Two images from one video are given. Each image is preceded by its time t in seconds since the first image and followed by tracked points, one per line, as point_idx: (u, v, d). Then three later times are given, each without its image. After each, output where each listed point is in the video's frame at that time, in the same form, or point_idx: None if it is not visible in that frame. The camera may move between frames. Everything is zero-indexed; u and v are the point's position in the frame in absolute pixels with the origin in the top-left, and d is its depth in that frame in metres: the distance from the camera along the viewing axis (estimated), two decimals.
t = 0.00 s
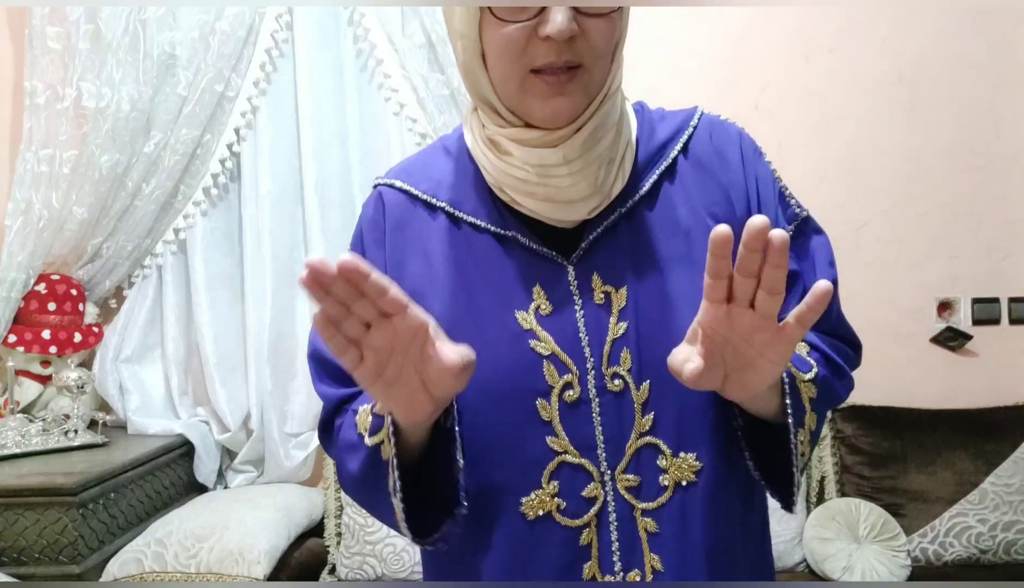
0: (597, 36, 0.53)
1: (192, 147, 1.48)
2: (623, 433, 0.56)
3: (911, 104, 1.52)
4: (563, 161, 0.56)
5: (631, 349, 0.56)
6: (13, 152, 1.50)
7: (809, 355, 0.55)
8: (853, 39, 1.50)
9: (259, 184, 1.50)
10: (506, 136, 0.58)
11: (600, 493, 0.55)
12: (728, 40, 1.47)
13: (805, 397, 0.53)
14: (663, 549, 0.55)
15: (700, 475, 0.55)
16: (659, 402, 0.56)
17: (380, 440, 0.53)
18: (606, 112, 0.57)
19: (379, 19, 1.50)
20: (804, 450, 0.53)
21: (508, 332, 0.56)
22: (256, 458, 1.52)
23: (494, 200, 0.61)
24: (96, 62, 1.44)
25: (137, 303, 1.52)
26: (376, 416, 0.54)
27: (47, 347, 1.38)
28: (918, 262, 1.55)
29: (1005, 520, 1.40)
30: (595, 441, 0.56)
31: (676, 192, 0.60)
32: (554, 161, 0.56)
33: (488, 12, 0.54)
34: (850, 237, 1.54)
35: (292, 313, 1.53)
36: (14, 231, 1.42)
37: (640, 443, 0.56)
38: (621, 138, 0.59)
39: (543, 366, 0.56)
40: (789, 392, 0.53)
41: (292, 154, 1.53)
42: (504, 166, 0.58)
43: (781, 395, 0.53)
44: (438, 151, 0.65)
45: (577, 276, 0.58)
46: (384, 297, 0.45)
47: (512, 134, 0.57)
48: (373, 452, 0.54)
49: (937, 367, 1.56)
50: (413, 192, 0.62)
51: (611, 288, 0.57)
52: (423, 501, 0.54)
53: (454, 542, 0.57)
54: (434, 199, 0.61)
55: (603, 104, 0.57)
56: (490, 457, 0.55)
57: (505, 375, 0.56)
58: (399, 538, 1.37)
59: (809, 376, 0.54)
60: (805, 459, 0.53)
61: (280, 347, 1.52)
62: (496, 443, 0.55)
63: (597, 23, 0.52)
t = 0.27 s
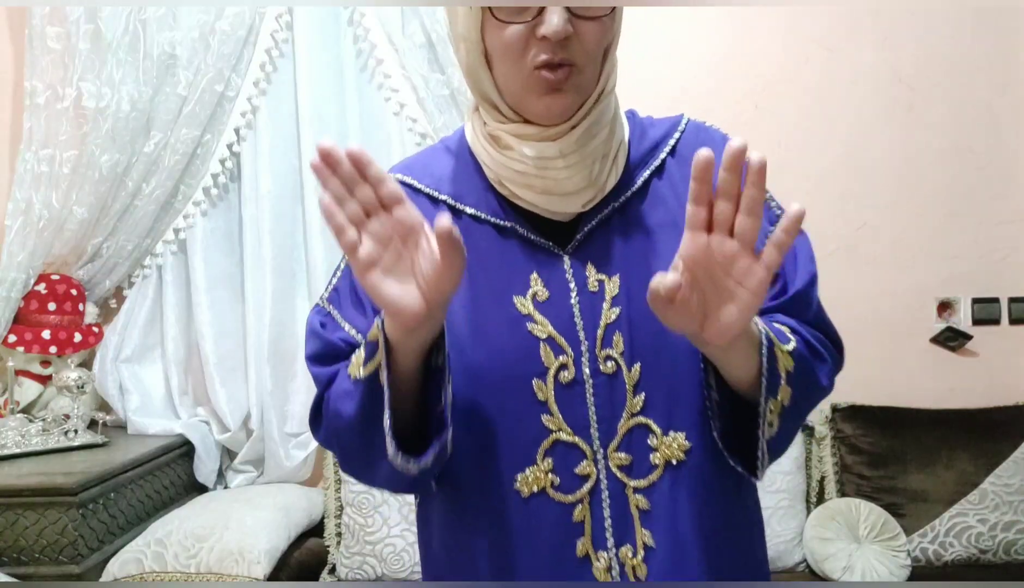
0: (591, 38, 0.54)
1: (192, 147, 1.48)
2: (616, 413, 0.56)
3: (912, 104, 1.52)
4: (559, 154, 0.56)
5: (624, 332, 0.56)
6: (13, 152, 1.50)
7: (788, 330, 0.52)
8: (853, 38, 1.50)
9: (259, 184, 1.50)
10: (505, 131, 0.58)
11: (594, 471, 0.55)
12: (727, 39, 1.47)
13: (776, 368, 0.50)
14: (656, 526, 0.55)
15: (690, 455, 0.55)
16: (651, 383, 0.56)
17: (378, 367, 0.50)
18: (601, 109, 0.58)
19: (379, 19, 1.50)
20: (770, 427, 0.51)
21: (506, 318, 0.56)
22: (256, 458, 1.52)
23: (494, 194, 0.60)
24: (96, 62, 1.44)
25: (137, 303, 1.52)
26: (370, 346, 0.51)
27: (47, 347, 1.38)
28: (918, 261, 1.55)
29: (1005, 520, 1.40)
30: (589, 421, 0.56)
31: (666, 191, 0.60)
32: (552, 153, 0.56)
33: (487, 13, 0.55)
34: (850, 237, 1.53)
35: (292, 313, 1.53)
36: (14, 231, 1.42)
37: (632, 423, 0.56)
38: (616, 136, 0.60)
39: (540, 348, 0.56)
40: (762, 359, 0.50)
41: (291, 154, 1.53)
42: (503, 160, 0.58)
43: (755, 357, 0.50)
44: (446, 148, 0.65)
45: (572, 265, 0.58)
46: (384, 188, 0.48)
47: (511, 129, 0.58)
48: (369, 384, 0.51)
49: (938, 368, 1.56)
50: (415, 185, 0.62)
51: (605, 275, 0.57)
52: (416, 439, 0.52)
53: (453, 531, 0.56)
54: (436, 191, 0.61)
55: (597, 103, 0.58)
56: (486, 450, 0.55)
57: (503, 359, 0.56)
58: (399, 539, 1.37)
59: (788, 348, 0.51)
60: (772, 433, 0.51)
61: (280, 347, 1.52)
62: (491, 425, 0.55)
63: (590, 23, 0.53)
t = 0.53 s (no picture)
0: (595, 47, 0.61)
1: (192, 147, 1.48)
2: (602, 377, 0.59)
3: (911, 104, 1.52)
4: (563, 146, 0.63)
5: (614, 305, 0.60)
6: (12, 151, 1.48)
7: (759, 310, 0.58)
8: (855, 37, 1.49)
9: (259, 184, 1.51)
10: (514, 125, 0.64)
11: (578, 429, 0.58)
12: (728, 39, 1.47)
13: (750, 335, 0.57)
14: (634, 486, 0.58)
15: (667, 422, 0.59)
16: (637, 352, 0.60)
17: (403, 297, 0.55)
18: (601, 113, 0.65)
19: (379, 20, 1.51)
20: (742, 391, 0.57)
21: (507, 284, 0.60)
22: (255, 458, 1.50)
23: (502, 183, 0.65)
24: (96, 62, 1.45)
25: (138, 303, 1.52)
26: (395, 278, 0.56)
27: (47, 347, 1.35)
28: (916, 261, 1.55)
29: (1005, 520, 1.42)
30: (577, 382, 0.59)
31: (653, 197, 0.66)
32: (555, 145, 0.62)
33: (502, 20, 0.61)
34: (851, 236, 1.53)
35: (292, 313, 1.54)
36: (14, 231, 1.37)
37: (617, 388, 0.59)
38: (612, 140, 0.67)
39: (537, 312, 0.59)
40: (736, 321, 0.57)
41: (292, 154, 1.53)
42: (511, 150, 0.64)
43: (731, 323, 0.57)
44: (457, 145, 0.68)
45: (569, 246, 0.63)
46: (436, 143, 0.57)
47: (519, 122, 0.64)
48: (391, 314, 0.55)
49: (937, 368, 1.57)
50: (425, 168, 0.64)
51: (599, 257, 0.62)
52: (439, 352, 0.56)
53: (446, 497, 0.59)
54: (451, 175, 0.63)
55: (598, 107, 0.65)
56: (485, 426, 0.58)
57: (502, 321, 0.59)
58: (398, 539, 1.38)
59: (763, 321, 0.57)
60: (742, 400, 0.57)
61: (280, 346, 1.54)
62: (487, 384, 0.59)
63: (594, 35, 0.60)
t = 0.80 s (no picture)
0: (592, 66, 0.72)
1: (192, 147, 1.48)
2: (594, 364, 0.69)
3: (912, 103, 1.52)
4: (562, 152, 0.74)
5: (606, 300, 0.70)
6: (12, 152, 1.49)
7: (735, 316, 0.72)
8: (854, 37, 1.50)
9: (259, 184, 1.50)
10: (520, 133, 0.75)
11: (571, 410, 0.68)
12: (727, 40, 1.47)
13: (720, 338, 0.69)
14: (621, 465, 0.67)
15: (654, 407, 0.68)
16: (625, 342, 0.69)
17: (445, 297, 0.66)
18: (596, 127, 0.76)
19: (379, 18, 1.50)
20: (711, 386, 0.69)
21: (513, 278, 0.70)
22: (256, 458, 1.52)
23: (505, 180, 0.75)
24: (95, 62, 1.44)
25: (138, 303, 1.52)
26: (434, 281, 0.66)
27: (47, 347, 1.39)
28: (917, 261, 1.55)
29: (1005, 520, 1.42)
30: (572, 367, 0.68)
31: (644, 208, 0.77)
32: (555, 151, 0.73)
33: (513, 41, 0.73)
34: (850, 236, 1.53)
35: (292, 312, 1.53)
36: (14, 231, 1.42)
37: (607, 373, 0.68)
38: (606, 153, 0.77)
39: (537, 299, 0.69)
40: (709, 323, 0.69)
41: (292, 153, 1.52)
42: (517, 155, 0.75)
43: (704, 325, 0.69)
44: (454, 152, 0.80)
45: (567, 244, 0.73)
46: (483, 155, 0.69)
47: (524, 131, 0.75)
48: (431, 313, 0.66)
49: (937, 368, 1.57)
50: (426, 172, 0.76)
51: (593, 255, 0.72)
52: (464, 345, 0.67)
53: (455, 483, 0.68)
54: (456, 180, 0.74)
55: (594, 120, 0.76)
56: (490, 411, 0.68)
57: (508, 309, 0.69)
58: (399, 539, 1.38)
59: (732, 327, 0.70)
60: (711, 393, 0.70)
61: (280, 347, 1.52)
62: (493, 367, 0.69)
63: (592, 55, 0.72)
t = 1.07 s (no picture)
0: (589, 67, 0.72)
1: (192, 147, 1.48)
2: (590, 356, 0.70)
3: (911, 103, 1.52)
4: (560, 154, 0.74)
5: (603, 293, 0.70)
6: (12, 152, 1.49)
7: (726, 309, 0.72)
8: (853, 37, 1.50)
9: (259, 184, 1.50)
10: (518, 136, 0.76)
11: (567, 401, 0.68)
12: (726, 40, 1.48)
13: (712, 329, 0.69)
14: (616, 454, 0.68)
15: (648, 400, 0.69)
16: (621, 336, 0.70)
17: (444, 291, 0.66)
18: (595, 129, 0.76)
19: (379, 19, 1.50)
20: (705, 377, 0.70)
21: (508, 273, 0.70)
22: (256, 458, 1.52)
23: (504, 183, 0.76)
24: (96, 62, 1.44)
25: (138, 303, 1.52)
26: (434, 276, 0.67)
27: (48, 347, 1.39)
28: (917, 261, 1.55)
29: (1005, 520, 1.42)
30: (568, 359, 0.69)
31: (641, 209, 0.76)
32: (553, 153, 0.74)
33: (512, 44, 0.73)
34: (850, 236, 1.53)
35: (292, 312, 1.53)
36: (14, 231, 1.42)
37: (603, 366, 0.69)
38: (605, 154, 0.78)
39: (533, 293, 0.70)
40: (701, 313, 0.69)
41: (292, 153, 1.52)
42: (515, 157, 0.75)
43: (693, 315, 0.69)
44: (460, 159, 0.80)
45: (564, 239, 0.73)
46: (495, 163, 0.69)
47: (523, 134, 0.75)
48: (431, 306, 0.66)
49: (938, 369, 1.56)
50: (428, 174, 0.76)
51: (590, 251, 0.72)
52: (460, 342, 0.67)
53: (452, 477, 0.69)
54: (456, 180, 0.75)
55: (592, 124, 0.76)
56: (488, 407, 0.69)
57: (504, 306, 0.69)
58: (399, 539, 1.38)
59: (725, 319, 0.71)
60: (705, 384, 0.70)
61: (280, 347, 1.52)
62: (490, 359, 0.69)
63: (588, 58, 0.72)
